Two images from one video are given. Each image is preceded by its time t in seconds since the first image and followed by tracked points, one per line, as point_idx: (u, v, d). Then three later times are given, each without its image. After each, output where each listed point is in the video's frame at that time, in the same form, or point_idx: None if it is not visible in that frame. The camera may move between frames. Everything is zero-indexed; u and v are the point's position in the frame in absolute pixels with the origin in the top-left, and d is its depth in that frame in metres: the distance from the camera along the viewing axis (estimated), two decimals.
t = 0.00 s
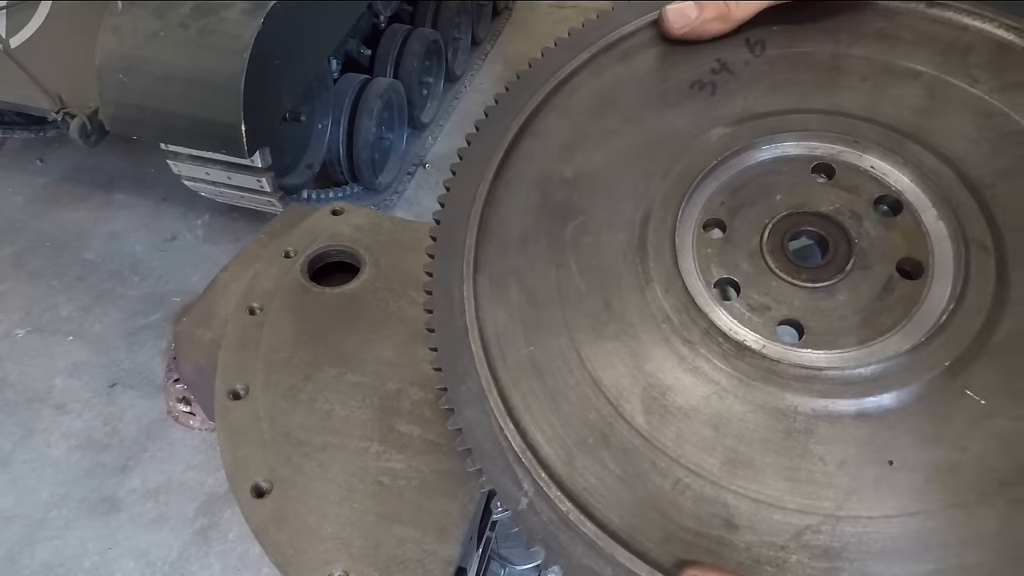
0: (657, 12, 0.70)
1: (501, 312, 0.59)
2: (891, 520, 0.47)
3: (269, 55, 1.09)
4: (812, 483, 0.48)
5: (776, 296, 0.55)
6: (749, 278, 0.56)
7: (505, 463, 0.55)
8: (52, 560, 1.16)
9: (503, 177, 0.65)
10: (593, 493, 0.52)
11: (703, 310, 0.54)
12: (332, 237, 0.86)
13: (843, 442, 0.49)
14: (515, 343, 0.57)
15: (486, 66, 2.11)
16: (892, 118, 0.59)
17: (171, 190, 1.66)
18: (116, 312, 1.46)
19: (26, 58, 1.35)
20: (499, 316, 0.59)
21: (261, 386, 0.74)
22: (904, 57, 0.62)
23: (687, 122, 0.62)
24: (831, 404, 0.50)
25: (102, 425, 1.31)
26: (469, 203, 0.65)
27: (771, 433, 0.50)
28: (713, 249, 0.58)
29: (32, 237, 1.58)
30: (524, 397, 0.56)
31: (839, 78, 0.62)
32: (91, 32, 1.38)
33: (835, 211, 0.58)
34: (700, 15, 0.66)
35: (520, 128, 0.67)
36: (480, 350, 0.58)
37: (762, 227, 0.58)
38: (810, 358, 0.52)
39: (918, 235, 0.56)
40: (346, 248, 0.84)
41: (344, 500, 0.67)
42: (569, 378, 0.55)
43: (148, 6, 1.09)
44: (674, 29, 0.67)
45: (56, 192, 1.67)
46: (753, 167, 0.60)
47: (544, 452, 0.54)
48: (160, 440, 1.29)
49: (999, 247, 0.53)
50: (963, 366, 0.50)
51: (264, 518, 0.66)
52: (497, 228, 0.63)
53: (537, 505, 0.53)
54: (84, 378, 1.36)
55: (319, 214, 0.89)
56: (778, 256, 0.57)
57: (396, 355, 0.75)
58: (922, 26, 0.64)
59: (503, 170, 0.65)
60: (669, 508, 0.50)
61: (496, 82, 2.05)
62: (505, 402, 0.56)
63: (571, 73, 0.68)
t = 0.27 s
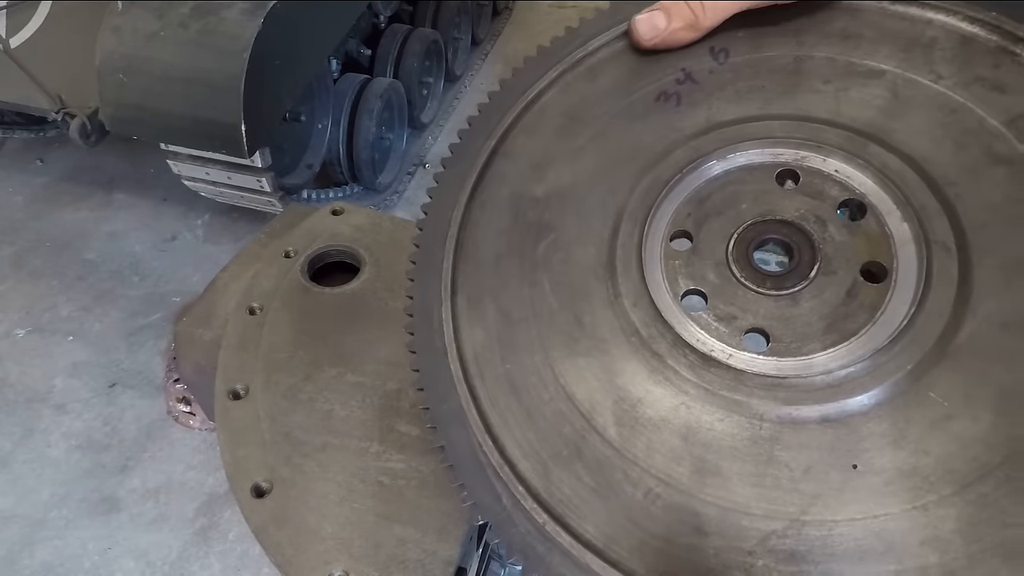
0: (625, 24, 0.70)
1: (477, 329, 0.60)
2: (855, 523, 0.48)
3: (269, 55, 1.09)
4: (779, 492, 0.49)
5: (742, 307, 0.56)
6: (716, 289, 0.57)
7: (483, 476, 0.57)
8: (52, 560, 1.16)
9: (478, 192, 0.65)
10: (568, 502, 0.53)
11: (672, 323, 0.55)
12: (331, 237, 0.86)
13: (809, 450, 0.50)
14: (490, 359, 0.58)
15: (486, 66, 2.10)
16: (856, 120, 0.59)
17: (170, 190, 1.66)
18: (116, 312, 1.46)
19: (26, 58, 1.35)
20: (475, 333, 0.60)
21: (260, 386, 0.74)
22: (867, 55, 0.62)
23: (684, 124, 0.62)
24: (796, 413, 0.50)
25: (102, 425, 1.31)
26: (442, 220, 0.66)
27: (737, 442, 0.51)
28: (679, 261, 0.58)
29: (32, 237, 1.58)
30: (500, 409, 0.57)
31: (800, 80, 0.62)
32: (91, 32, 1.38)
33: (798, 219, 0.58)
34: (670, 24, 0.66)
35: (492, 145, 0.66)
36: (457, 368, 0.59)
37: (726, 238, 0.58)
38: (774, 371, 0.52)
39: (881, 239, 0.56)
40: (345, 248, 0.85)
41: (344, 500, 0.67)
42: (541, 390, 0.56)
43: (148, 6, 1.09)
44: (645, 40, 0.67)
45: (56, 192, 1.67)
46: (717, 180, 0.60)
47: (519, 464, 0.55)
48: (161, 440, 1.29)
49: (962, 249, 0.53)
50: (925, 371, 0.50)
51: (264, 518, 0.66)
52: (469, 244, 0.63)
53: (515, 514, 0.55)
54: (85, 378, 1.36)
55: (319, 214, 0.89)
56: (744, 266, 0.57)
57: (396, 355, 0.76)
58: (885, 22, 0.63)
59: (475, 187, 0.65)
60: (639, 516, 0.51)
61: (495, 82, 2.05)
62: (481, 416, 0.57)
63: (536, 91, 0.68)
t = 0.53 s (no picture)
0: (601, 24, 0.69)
1: (458, 348, 0.61)
2: (826, 539, 0.50)
3: (268, 55, 1.09)
4: (752, 509, 0.52)
5: (721, 321, 0.57)
6: (694, 304, 0.58)
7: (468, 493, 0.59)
8: (52, 560, 1.16)
9: (475, 191, 0.65)
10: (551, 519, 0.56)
11: (649, 340, 0.57)
12: (331, 236, 0.86)
13: (783, 466, 0.52)
14: (472, 378, 0.60)
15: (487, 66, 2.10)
16: (835, 125, 0.59)
17: (170, 190, 1.67)
18: (116, 312, 1.46)
19: (26, 58, 1.35)
20: (456, 351, 0.61)
21: (261, 386, 0.74)
22: (848, 55, 0.61)
23: (670, 128, 0.62)
24: (771, 429, 0.52)
25: (102, 425, 1.31)
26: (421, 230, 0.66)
27: (715, 458, 0.53)
28: (658, 275, 0.59)
29: (32, 237, 1.58)
30: (485, 426, 0.59)
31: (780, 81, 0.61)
32: (92, 32, 1.35)
33: (776, 230, 0.59)
34: (644, 26, 0.65)
35: (470, 153, 0.66)
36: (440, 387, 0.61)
37: (704, 251, 0.60)
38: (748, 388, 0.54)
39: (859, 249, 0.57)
40: (345, 248, 0.85)
41: (344, 500, 0.67)
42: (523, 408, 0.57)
43: (148, 6, 1.08)
44: (619, 44, 0.66)
45: (56, 192, 1.67)
46: (695, 187, 0.61)
47: (502, 483, 0.58)
48: (161, 440, 1.29)
49: (937, 262, 0.54)
50: (900, 386, 0.51)
51: (264, 518, 0.66)
52: (449, 258, 0.64)
53: (500, 531, 0.58)
54: (85, 378, 1.36)
55: (319, 214, 0.89)
56: (722, 280, 0.59)
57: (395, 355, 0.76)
58: (867, 20, 0.61)
59: (451, 196, 0.66)
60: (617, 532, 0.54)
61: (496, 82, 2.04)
62: (464, 435, 0.59)
63: (514, 94, 0.67)
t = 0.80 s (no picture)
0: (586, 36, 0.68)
1: (459, 368, 0.61)
2: (840, 553, 0.52)
3: (268, 55, 1.09)
4: (762, 525, 0.53)
5: (725, 333, 0.58)
6: (697, 317, 0.59)
7: (474, 515, 0.59)
8: (52, 560, 1.16)
9: (478, 192, 0.65)
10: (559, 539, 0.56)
11: (653, 357, 0.58)
12: (331, 236, 0.86)
13: (792, 482, 0.53)
14: (475, 399, 0.60)
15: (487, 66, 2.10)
16: (835, 128, 0.59)
17: (170, 190, 1.67)
18: (116, 312, 1.46)
19: (26, 58, 1.35)
20: (457, 372, 0.61)
21: (261, 386, 0.74)
22: (846, 56, 0.60)
23: (670, 133, 0.62)
24: (779, 444, 0.53)
25: (102, 425, 1.31)
26: (418, 244, 0.66)
27: (723, 474, 0.54)
28: (659, 288, 0.60)
29: (32, 237, 1.58)
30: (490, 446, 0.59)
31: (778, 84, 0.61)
32: (92, 32, 1.36)
33: (779, 241, 0.59)
34: (630, 38, 0.64)
35: (468, 162, 0.66)
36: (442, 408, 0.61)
37: (706, 263, 0.60)
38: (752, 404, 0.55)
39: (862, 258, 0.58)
40: (345, 248, 0.85)
41: (344, 500, 0.67)
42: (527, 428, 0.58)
43: (148, 6, 1.08)
44: (607, 58, 0.66)
45: (57, 192, 1.67)
46: (694, 198, 0.61)
47: (508, 504, 0.58)
48: (161, 440, 1.29)
49: (943, 268, 0.54)
50: (908, 398, 0.52)
51: (263, 517, 0.66)
52: (447, 273, 0.64)
53: (509, 553, 0.58)
54: (85, 378, 1.36)
55: (319, 214, 0.89)
56: (725, 292, 0.59)
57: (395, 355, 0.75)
58: (863, 18, 0.61)
59: (450, 208, 0.66)
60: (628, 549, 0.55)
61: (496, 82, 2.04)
62: (470, 457, 0.60)
63: (505, 108, 0.67)
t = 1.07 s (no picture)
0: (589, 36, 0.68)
1: (460, 368, 0.61)
2: (840, 557, 0.52)
3: (268, 55, 1.09)
4: (762, 525, 0.53)
5: (727, 336, 0.58)
6: (699, 319, 0.59)
7: (474, 516, 0.59)
8: (52, 560, 1.16)
9: (478, 191, 0.65)
10: (559, 540, 0.56)
11: (655, 358, 0.58)
12: (331, 236, 0.86)
13: (792, 483, 0.53)
14: (476, 399, 0.60)
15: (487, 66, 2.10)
16: (837, 132, 0.59)
17: (170, 190, 1.66)
18: (116, 312, 1.46)
19: (26, 58, 1.35)
20: (458, 372, 0.61)
21: (261, 385, 0.74)
22: (849, 59, 0.60)
23: (673, 134, 0.62)
24: (781, 446, 0.54)
25: (102, 425, 1.31)
26: (420, 242, 0.66)
27: (724, 476, 0.54)
28: (661, 290, 0.60)
29: (32, 237, 1.58)
30: (491, 448, 0.59)
31: (782, 86, 0.61)
32: (92, 32, 1.36)
33: (780, 244, 0.59)
34: (633, 38, 0.64)
35: (469, 161, 0.66)
36: (443, 410, 0.61)
37: (708, 264, 0.60)
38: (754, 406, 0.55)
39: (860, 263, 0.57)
40: (345, 248, 0.85)
41: (344, 500, 0.67)
42: (528, 430, 0.58)
43: (148, 6, 1.08)
44: (609, 58, 0.65)
45: (56, 192, 1.67)
46: (697, 200, 0.61)
47: (509, 505, 0.58)
48: (161, 440, 1.29)
49: (945, 273, 0.54)
50: (908, 403, 0.52)
51: (263, 517, 0.66)
52: (448, 272, 0.64)
53: (509, 554, 0.58)
54: (85, 378, 1.36)
55: (319, 214, 0.89)
56: (727, 294, 0.60)
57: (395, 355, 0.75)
58: (867, 21, 0.61)
59: (452, 206, 0.65)
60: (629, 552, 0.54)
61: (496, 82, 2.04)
62: (470, 457, 0.59)
63: (508, 107, 0.67)
